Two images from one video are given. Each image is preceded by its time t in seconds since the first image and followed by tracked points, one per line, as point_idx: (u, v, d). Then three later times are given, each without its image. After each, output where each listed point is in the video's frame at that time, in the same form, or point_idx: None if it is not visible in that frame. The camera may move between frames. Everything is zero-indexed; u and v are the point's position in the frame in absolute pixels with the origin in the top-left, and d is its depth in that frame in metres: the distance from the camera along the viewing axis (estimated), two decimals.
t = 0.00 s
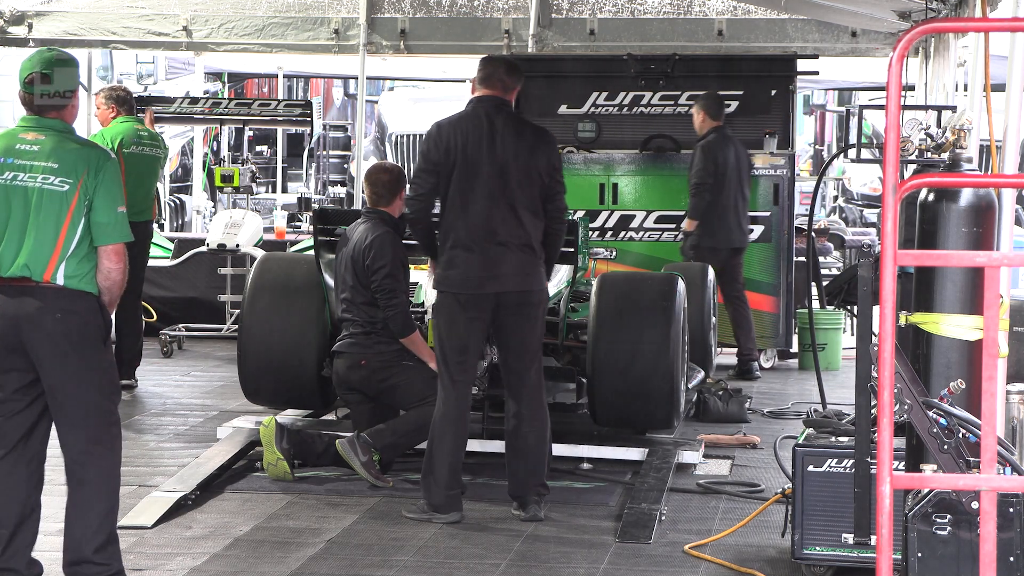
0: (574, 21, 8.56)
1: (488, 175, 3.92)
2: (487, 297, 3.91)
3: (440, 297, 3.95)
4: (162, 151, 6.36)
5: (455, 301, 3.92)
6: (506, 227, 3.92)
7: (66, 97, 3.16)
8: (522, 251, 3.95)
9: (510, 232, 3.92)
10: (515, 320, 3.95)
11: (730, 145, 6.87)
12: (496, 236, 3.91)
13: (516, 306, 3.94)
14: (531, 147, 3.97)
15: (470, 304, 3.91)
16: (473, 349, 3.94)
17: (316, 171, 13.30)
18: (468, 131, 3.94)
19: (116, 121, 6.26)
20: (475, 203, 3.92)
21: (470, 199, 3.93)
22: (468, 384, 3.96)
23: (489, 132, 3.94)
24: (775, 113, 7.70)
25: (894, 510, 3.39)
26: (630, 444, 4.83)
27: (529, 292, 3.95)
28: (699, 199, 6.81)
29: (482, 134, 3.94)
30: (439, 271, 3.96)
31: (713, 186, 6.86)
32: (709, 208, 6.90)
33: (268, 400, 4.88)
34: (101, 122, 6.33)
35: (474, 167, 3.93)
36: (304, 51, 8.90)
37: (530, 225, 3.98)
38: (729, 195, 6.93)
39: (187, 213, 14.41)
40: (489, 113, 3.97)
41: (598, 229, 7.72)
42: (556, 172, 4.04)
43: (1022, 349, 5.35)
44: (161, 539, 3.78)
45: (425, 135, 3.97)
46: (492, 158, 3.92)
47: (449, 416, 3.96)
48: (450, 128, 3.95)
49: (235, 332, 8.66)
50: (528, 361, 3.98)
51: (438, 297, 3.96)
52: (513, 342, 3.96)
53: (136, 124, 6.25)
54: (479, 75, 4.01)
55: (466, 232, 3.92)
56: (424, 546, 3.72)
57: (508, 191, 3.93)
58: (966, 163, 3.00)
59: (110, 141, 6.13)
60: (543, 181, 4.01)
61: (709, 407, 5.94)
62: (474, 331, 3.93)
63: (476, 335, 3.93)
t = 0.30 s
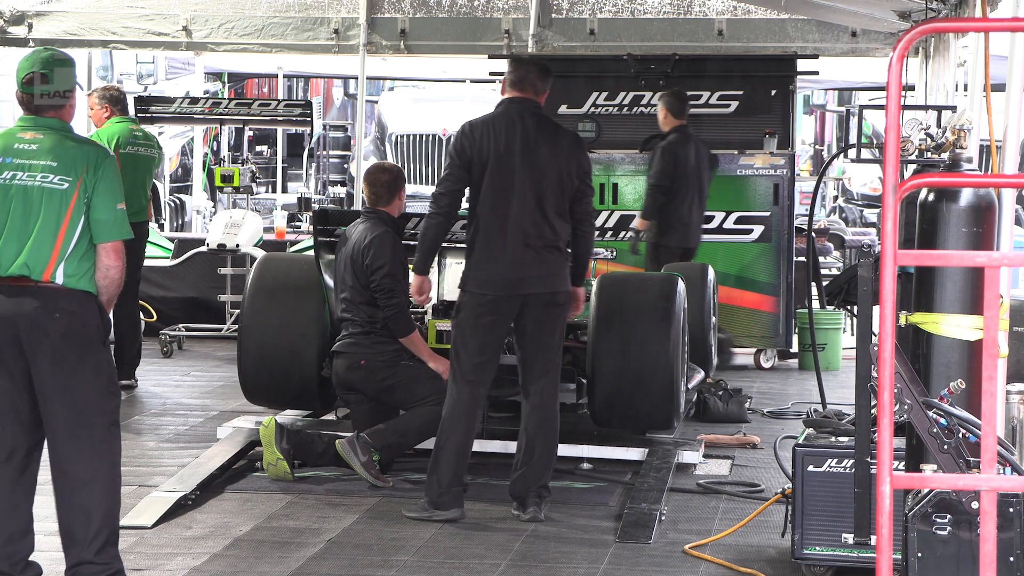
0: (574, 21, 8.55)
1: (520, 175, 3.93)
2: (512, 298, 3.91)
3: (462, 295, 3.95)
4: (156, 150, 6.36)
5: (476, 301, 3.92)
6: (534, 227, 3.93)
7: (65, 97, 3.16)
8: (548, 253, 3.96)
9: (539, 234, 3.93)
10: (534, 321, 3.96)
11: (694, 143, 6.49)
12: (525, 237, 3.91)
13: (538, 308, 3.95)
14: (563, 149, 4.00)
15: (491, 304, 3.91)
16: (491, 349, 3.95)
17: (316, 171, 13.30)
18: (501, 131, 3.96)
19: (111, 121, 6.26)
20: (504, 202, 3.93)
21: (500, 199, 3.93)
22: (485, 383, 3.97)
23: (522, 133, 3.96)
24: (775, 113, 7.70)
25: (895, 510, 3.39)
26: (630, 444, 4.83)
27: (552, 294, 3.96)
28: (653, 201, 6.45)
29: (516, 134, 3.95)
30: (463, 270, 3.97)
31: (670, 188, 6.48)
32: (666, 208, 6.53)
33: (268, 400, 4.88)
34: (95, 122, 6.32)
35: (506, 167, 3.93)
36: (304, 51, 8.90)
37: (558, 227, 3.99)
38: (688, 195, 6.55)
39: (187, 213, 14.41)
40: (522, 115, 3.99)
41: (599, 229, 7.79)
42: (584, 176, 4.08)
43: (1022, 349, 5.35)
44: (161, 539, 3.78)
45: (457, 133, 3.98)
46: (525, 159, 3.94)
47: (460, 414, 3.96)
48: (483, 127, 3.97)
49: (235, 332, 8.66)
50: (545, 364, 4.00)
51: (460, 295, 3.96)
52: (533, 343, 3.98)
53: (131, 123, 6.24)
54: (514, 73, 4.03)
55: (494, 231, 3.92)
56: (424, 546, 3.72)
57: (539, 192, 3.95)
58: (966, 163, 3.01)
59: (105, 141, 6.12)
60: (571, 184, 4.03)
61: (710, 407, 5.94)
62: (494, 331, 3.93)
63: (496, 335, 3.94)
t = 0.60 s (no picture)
0: (574, 21, 8.55)
1: (539, 177, 3.94)
2: (527, 300, 3.91)
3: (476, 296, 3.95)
4: (147, 148, 6.36)
5: (489, 302, 3.92)
6: (551, 230, 3.94)
7: (65, 97, 3.17)
8: (563, 256, 3.98)
9: (555, 236, 3.94)
10: (546, 323, 3.97)
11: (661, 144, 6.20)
12: (542, 239, 3.92)
13: (551, 309, 3.96)
14: (581, 152, 4.02)
15: (505, 306, 3.91)
16: (503, 350, 3.95)
17: (315, 171, 13.30)
18: (521, 132, 3.96)
19: (102, 120, 6.25)
20: (523, 205, 3.93)
21: (517, 201, 3.93)
22: (495, 384, 3.97)
23: (541, 135, 3.97)
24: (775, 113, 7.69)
25: (894, 510, 3.39)
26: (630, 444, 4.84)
27: (565, 296, 3.97)
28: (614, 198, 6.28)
29: (535, 137, 3.96)
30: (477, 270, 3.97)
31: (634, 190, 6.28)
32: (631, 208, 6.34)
33: (268, 403, 4.87)
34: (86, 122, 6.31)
35: (525, 168, 3.94)
36: (304, 51, 8.90)
37: (573, 230, 4.01)
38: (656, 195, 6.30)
39: (187, 213, 14.42)
40: (540, 117, 4.00)
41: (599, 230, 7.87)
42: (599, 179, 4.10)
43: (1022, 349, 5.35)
44: (161, 539, 3.78)
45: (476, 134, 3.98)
46: (544, 161, 3.94)
47: (471, 415, 3.96)
48: (502, 128, 3.97)
49: (235, 331, 8.66)
50: (556, 366, 4.01)
51: (473, 296, 3.95)
52: (545, 344, 3.99)
53: (121, 123, 6.23)
54: (534, 75, 4.04)
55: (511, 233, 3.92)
56: (424, 546, 3.72)
57: (557, 194, 3.96)
58: (966, 163, 3.01)
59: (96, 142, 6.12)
60: (587, 188, 4.05)
61: (710, 407, 5.94)
62: (507, 332, 3.93)
63: (509, 336, 3.94)
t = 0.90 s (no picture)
0: (574, 21, 8.55)
1: (546, 178, 3.94)
2: (534, 300, 3.91)
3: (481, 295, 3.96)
4: (142, 147, 6.34)
5: (494, 302, 3.92)
6: (558, 230, 3.94)
7: (63, 97, 3.17)
8: (568, 256, 3.99)
9: (560, 236, 3.95)
10: (552, 323, 3.97)
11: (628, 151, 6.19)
12: (547, 239, 3.92)
13: (557, 309, 3.96)
14: (586, 152, 4.01)
15: (511, 307, 3.91)
16: (509, 351, 3.95)
17: (315, 172, 13.30)
18: (528, 133, 3.96)
19: (97, 120, 6.24)
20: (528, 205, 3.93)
21: (523, 202, 3.93)
22: (501, 385, 3.97)
23: (548, 135, 3.97)
24: (775, 113, 7.69)
25: (894, 510, 3.39)
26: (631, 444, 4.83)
27: (571, 297, 3.97)
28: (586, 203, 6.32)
29: (541, 137, 3.96)
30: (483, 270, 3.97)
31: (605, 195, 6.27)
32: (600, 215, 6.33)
33: (269, 402, 4.87)
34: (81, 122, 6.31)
35: (531, 168, 3.93)
36: (304, 51, 8.90)
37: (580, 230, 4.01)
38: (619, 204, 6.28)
39: (187, 213, 14.42)
40: (547, 117, 3.99)
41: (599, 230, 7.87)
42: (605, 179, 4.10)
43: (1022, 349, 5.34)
44: (161, 539, 3.78)
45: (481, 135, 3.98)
46: (549, 160, 3.94)
47: (476, 416, 3.96)
48: (508, 129, 3.97)
49: (235, 332, 8.66)
50: (561, 366, 4.01)
51: (479, 297, 3.96)
52: (549, 346, 3.99)
53: (115, 122, 6.23)
54: (539, 75, 4.03)
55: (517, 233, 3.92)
56: (424, 546, 3.72)
57: (563, 194, 3.96)
58: (966, 163, 3.03)
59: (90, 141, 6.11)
60: (593, 187, 4.05)
61: (710, 407, 5.94)
62: (513, 333, 3.93)
63: (514, 337, 3.94)
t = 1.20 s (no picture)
0: (574, 21, 8.54)
1: (546, 178, 3.94)
2: (532, 300, 3.91)
3: (480, 295, 3.96)
4: (145, 148, 6.33)
5: (492, 302, 3.92)
6: (557, 231, 3.94)
7: (62, 97, 3.17)
8: (568, 256, 3.98)
9: (560, 236, 3.95)
10: (551, 323, 3.97)
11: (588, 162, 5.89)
12: (546, 239, 3.92)
13: (556, 310, 3.96)
14: (586, 152, 4.02)
15: (509, 306, 3.91)
16: (506, 351, 3.95)
17: (315, 172, 13.30)
18: (528, 133, 3.96)
19: (99, 120, 6.23)
20: (527, 205, 3.93)
21: (522, 202, 3.93)
22: (499, 386, 3.97)
23: (549, 136, 3.97)
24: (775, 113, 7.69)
25: (894, 510, 3.39)
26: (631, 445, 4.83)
27: (570, 297, 3.97)
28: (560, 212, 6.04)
29: (541, 137, 3.96)
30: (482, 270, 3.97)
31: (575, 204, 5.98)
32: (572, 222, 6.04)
33: (268, 403, 4.86)
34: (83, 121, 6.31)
35: (531, 169, 3.93)
36: (304, 51, 8.90)
37: (579, 231, 4.01)
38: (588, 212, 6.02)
39: (187, 213, 14.43)
40: (547, 118, 3.99)
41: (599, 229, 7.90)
42: (605, 179, 4.10)
43: (1022, 349, 5.34)
44: (161, 539, 3.78)
45: (482, 135, 3.98)
46: (550, 161, 3.94)
47: (474, 416, 3.97)
48: (508, 129, 3.97)
49: (235, 332, 8.65)
50: (559, 366, 4.01)
51: (478, 296, 3.96)
52: (547, 346, 3.99)
53: (119, 122, 6.23)
54: (539, 76, 4.03)
55: (516, 234, 3.92)
56: (424, 546, 3.72)
57: (562, 195, 3.96)
58: (966, 163, 3.02)
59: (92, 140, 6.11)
60: (592, 188, 4.05)
61: (710, 407, 5.94)
62: (512, 333, 3.94)
63: (512, 337, 3.94)
